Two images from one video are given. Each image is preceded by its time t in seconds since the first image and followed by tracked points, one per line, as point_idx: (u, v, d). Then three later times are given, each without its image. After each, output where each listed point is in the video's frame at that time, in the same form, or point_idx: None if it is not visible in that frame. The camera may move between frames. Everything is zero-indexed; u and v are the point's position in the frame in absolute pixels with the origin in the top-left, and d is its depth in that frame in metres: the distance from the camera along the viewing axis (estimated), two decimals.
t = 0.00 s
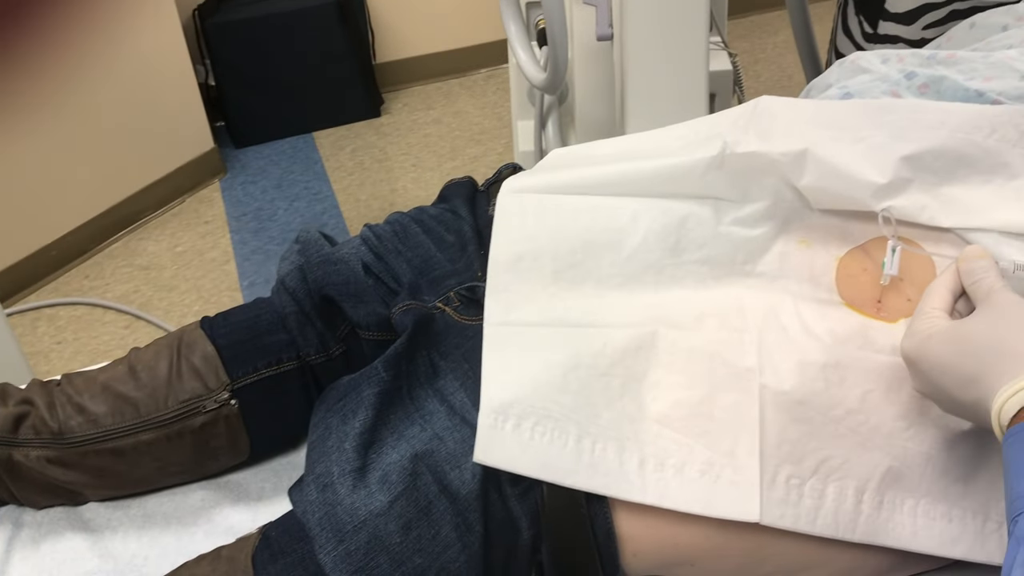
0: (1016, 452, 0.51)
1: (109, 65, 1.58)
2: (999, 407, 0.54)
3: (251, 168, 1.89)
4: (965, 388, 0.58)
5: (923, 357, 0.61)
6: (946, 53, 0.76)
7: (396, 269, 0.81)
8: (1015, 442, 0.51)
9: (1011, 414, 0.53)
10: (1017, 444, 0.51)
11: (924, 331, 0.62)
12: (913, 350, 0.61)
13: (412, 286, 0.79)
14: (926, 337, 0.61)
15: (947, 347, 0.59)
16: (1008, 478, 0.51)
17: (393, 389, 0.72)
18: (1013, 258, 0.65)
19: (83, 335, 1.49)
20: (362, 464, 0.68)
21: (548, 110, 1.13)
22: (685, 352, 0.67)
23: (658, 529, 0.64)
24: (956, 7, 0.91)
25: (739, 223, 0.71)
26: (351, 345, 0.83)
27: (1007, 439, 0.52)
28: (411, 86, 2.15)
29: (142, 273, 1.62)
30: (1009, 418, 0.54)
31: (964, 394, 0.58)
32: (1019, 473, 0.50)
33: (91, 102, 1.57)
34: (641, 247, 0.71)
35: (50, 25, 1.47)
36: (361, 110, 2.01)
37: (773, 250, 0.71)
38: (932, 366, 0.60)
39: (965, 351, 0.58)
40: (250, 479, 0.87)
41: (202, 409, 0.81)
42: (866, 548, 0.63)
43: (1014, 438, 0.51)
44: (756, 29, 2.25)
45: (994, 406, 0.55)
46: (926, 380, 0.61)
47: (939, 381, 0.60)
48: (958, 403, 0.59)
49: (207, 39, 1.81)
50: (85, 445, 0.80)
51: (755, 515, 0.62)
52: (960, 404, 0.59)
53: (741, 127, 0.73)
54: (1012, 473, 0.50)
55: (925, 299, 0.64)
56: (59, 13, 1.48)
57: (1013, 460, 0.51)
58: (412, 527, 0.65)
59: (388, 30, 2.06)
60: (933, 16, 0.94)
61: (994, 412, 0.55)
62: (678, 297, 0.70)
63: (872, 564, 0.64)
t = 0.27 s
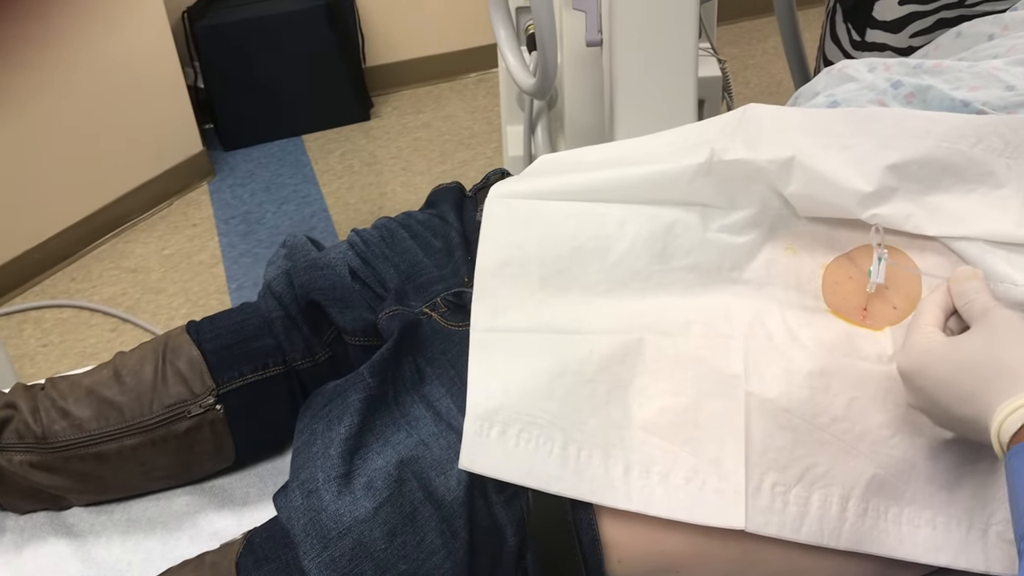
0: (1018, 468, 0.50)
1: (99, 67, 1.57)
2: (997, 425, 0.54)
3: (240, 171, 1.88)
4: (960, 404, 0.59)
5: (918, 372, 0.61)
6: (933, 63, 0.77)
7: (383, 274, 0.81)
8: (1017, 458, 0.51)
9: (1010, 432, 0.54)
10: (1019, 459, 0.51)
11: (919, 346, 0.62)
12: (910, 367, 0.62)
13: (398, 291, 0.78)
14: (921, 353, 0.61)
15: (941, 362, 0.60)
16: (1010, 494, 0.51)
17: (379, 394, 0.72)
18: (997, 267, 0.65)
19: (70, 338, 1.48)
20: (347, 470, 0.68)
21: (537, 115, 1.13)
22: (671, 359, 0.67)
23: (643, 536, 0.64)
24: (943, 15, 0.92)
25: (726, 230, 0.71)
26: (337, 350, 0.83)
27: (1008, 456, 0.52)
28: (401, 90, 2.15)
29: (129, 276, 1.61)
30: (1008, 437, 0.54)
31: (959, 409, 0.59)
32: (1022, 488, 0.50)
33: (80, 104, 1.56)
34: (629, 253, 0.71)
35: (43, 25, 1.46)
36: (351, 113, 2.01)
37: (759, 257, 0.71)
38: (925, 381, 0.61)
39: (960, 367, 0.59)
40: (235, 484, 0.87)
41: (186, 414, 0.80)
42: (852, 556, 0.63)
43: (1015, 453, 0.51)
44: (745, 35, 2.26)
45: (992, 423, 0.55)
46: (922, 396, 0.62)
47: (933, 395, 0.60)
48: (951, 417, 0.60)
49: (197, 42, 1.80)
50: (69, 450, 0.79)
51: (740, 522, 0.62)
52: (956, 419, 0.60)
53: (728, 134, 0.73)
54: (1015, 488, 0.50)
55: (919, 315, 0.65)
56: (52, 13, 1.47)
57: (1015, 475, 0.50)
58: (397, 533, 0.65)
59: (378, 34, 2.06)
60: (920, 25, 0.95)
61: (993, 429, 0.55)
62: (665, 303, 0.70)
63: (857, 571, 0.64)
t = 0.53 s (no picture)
0: (994, 475, 0.49)
1: (95, 67, 1.58)
2: (974, 435, 0.53)
3: (238, 172, 1.89)
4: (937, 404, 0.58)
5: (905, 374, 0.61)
6: (931, 68, 0.77)
7: (381, 276, 0.81)
8: (991, 465, 0.50)
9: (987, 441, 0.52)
10: (994, 466, 0.49)
11: (909, 349, 0.62)
12: (897, 368, 0.62)
13: (397, 293, 0.79)
14: (910, 355, 0.62)
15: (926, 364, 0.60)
16: (985, 502, 0.49)
17: (377, 396, 0.72)
18: (994, 272, 0.65)
19: (67, 338, 1.48)
20: (346, 471, 0.68)
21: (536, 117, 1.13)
22: (669, 362, 0.67)
23: (641, 539, 0.64)
24: (942, 20, 0.93)
25: (724, 233, 0.72)
26: (335, 351, 0.83)
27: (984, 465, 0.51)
28: (400, 92, 2.15)
29: (127, 276, 1.61)
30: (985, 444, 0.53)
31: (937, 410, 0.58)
32: (998, 494, 0.48)
33: (76, 103, 1.56)
34: (627, 256, 0.72)
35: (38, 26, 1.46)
36: (350, 114, 2.01)
37: (758, 261, 0.71)
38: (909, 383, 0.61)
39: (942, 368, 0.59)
40: (233, 486, 0.87)
41: (185, 415, 0.80)
42: (849, 559, 0.64)
43: (990, 461, 0.50)
44: (743, 39, 2.27)
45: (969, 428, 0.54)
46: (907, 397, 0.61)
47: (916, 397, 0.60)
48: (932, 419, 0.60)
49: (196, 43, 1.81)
50: (67, 451, 0.79)
51: (738, 525, 0.62)
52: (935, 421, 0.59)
53: (726, 138, 0.73)
54: (989, 496, 0.48)
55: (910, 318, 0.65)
56: (48, 14, 1.47)
57: (989, 483, 0.49)
58: (395, 535, 0.65)
59: (377, 36, 2.06)
60: (918, 30, 0.95)
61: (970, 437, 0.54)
62: (663, 306, 0.70)
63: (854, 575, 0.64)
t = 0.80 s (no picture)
0: (978, 476, 0.51)
1: (100, 69, 1.57)
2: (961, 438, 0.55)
3: (242, 171, 1.89)
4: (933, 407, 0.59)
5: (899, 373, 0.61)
6: (937, 69, 0.77)
7: (386, 275, 0.81)
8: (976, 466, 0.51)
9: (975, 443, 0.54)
10: (978, 467, 0.51)
11: (904, 349, 0.62)
12: (893, 367, 0.62)
13: (402, 293, 0.79)
14: (905, 354, 0.61)
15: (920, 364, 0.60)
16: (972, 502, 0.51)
17: (382, 396, 0.72)
18: (1001, 273, 0.65)
19: (71, 337, 1.48)
20: (351, 471, 0.68)
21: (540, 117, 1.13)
22: (674, 362, 0.67)
23: (646, 540, 0.64)
24: (948, 20, 0.93)
25: (730, 234, 0.72)
26: (340, 351, 0.83)
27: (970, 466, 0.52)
28: (403, 91, 2.15)
29: (131, 275, 1.61)
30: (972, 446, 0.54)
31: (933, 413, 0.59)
32: (981, 494, 0.50)
33: (81, 106, 1.55)
34: (632, 257, 0.71)
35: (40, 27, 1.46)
36: (353, 113, 2.01)
37: (763, 261, 0.71)
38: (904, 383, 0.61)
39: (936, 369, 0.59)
40: (237, 485, 0.87)
41: (189, 414, 0.80)
42: (855, 560, 0.63)
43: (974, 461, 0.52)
44: (747, 39, 2.27)
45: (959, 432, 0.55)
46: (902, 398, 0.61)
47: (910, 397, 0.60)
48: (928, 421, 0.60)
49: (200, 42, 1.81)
50: (72, 450, 0.79)
51: (743, 526, 0.62)
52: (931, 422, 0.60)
53: (732, 138, 0.73)
54: (974, 496, 0.50)
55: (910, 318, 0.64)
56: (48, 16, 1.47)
57: (974, 484, 0.51)
58: (400, 534, 0.65)
59: (381, 35, 2.06)
60: (924, 30, 0.95)
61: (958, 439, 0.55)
62: (668, 307, 0.70)
63: None
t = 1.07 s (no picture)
0: (970, 470, 0.51)
1: (98, 69, 1.56)
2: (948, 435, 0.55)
3: (244, 171, 1.89)
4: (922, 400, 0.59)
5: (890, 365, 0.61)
6: (940, 68, 0.77)
7: (388, 275, 0.81)
8: (966, 459, 0.52)
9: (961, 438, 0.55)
10: (968, 461, 0.52)
11: (894, 341, 0.62)
12: (884, 360, 0.62)
13: (404, 292, 0.78)
14: (897, 348, 0.62)
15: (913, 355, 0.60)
16: (965, 496, 0.52)
17: (385, 396, 0.72)
18: (1004, 273, 0.65)
19: (74, 337, 1.48)
20: (353, 471, 0.68)
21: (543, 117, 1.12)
22: (677, 362, 0.67)
23: (648, 540, 0.64)
24: (951, 19, 0.92)
25: (733, 234, 0.71)
26: (343, 351, 0.83)
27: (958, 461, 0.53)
28: (406, 91, 2.15)
29: (133, 275, 1.61)
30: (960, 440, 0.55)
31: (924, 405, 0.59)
32: (977, 488, 0.50)
33: (80, 106, 1.55)
34: (635, 257, 0.71)
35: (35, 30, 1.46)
36: (356, 113, 2.01)
37: (766, 262, 0.71)
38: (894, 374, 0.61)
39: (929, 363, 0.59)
40: (240, 485, 0.87)
41: (192, 414, 0.80)
42: (859, 561, 0.63)
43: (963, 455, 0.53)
44: (750, 38, 2.26)
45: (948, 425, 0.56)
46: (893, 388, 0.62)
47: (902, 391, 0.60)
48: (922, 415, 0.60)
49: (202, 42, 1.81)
50: (75, 449, 0.79)
51: (746, 527, 0.62)
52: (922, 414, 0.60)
53: (735, 138, 0.73)
54: (968, 490, 0.51)
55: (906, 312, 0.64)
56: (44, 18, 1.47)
57: (966, 478, 0.52)
58: (402, 535, 0.65)
59: (383, 35, 2.06)
60: (928, 30, 0.94)
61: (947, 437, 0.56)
62: (671, 307, 0.70)
63: None
